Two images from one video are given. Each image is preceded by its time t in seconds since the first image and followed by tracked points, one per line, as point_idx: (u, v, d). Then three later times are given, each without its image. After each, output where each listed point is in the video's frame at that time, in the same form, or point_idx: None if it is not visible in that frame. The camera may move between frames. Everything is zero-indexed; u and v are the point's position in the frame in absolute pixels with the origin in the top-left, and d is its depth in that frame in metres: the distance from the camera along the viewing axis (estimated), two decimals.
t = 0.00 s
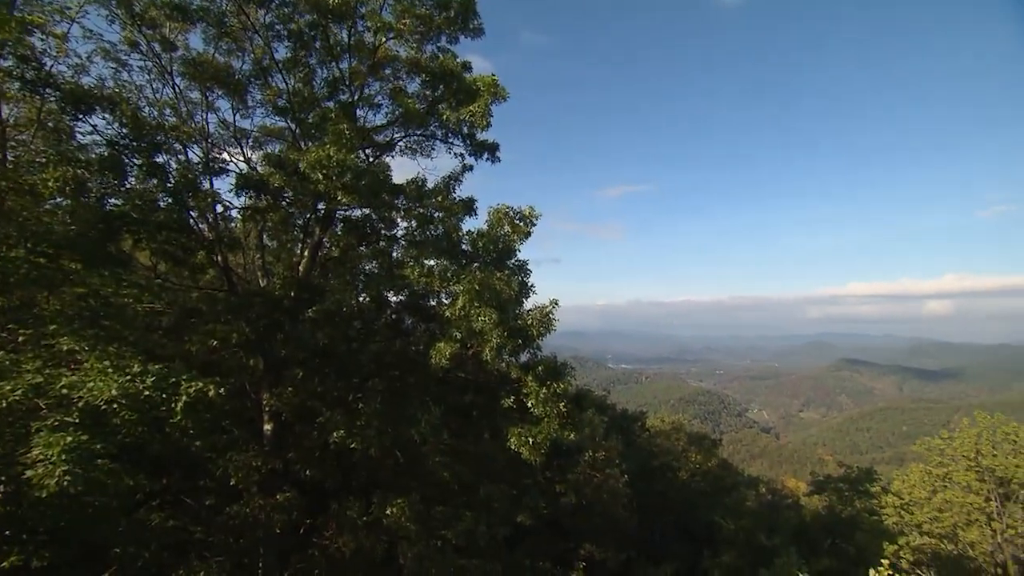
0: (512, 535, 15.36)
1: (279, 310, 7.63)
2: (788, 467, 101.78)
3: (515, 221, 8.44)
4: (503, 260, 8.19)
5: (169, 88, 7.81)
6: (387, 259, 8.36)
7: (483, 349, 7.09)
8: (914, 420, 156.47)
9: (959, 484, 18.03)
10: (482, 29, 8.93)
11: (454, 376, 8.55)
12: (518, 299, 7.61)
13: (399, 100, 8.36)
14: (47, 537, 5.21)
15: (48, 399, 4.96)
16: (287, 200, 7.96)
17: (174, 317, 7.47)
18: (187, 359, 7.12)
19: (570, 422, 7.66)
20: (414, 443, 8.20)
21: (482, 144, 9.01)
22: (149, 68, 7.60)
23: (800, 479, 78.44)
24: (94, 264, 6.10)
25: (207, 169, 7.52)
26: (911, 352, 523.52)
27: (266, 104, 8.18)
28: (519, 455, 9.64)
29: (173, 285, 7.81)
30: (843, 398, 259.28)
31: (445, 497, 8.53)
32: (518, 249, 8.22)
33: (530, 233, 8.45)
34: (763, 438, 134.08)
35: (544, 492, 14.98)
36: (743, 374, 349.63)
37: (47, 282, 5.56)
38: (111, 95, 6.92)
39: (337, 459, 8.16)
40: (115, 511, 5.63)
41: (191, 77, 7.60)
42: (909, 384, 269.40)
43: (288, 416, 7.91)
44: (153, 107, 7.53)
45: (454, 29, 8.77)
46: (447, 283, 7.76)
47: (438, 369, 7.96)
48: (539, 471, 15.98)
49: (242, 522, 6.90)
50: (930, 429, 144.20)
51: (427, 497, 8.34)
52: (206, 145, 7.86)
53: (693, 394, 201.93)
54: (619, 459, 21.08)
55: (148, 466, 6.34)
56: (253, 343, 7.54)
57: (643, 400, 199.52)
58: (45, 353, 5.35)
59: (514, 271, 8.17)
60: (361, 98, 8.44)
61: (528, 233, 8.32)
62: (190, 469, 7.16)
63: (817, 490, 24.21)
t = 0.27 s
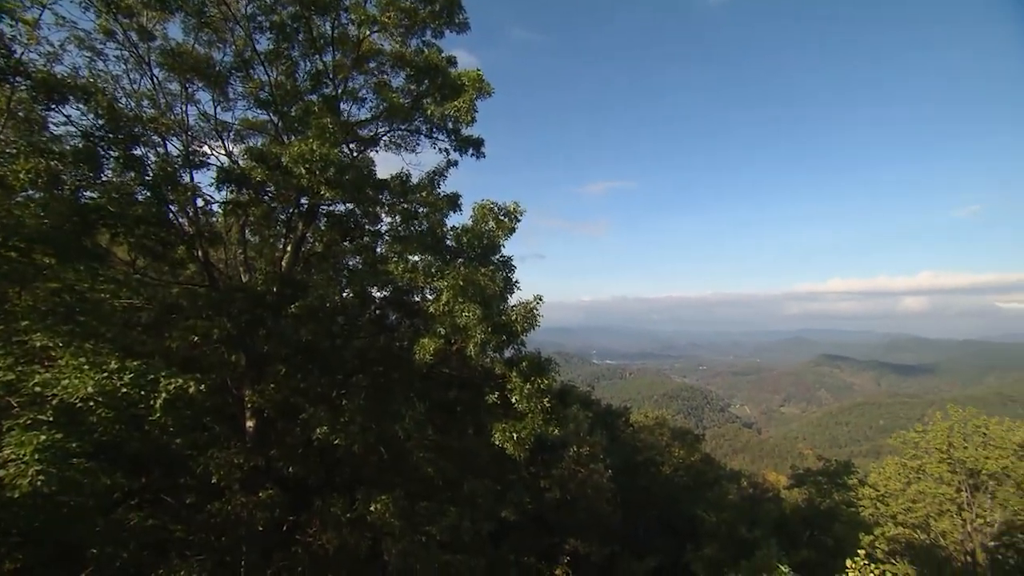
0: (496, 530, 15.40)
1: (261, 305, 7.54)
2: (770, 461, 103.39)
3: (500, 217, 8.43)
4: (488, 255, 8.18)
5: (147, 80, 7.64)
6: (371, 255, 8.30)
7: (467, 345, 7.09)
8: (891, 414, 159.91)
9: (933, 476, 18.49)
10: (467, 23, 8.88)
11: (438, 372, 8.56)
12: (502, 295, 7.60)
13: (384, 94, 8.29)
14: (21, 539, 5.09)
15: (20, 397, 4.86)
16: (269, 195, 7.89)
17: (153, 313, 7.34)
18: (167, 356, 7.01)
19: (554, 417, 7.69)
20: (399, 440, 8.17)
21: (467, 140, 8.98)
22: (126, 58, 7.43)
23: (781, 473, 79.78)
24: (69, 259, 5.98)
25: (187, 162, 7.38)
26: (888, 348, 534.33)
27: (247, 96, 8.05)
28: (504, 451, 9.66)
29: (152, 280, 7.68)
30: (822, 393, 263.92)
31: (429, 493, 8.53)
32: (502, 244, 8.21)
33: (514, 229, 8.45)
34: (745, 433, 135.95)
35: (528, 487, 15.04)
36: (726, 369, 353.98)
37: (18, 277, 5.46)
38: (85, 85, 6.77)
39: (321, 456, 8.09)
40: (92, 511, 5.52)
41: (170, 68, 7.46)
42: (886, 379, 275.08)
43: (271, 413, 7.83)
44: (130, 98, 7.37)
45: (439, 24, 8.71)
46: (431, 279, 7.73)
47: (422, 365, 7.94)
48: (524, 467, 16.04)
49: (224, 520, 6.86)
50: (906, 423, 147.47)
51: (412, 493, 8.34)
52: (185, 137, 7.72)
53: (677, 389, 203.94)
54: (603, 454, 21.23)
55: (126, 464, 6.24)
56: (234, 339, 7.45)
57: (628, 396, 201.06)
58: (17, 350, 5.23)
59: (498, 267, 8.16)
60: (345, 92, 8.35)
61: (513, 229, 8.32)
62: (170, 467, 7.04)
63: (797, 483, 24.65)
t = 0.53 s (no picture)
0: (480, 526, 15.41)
1: (242, 301, 7.46)
2: (751, 456, 104.93)
3: (484, 212, 8.40)
4: (472, 251, 8.16)
5: (124, 70, 7.47)
6: (355, 250, 8.23)
7: (451, 341, 7.09)
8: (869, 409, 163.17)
9: (907, 468, 18.93)
10: (452, 18, 8.81)
11: (423, 368, 8.54)
12: (486, 291, 7.59)
13: (368, 88, 8.20)
14: None
15: None
16: (251, 188, 7.70)
17: (131, 309, 7.19)
18: (146, 353, 6.88)
19: (538, 413, 7.70)
20: (383, 436, 8.13)
21: (452, 135, 8.93)
22: (101, 47, 7.25)
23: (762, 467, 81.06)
24: (42, 254, 5.86)
25: (167, 155, 7.24)
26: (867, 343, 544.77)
27: (228, 89, 7.91)
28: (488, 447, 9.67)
29: (130, 275, 7.52)
30: (803, 388, 268.46)
31: (414, 489, 8.50)
32: (486, 240, 8.20)
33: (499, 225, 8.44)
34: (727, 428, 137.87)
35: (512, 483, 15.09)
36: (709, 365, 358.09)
37: None
38: (58, 74, 6.60)
39: (304, 453, 8.01)
40: (68, 511, 5.41)
41: (148, 59, 7.30)
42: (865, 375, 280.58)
43: (253, 410, 7.73)
44: (106, 89, 7.20)
45: (424, 18, 8.62)
46: (415, 275, 7.69)
47: (407, 360, 7.91)
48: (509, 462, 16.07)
49: (206, 520, 6.79)
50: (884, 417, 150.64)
51: (396, 489, 8.31)
52: (164, 130, 7.57)
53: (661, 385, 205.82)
54: (587, 449, 21.35)
55: (104, 463, 6.13)
56: (215, 336, 7.35)
57: (613, 391, 202.46)
58: None
59: (483, 262, 8.14)
60: (328, 86, 8.24)
61: (497, 225, 8.30)
62: (149, 465, 6.92)
63: (777, 477, 25.06)
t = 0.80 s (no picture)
0: (465, 522, 15.42)
1: (222, 297, 7.31)
2: (732, 450, 106.46)
3: (467, 209, 8.38)
4: (455, 248, 8.15)
5: (99, 60, 7.30)
6: (337, 246, 8.15)
7: (435, 337, 7.08)
8: (847, 404, 166.49)
9: (882, 461, 19.36)
10: (436, 13, 8.75)
11: (406, 365, 8.51)
12: (470, 287, 7.58)
13: (351, 83, 8.12)
14: None
15: None
16: (231, 183, 7.60)
17: (107, 305, 7.03)
18: (122, 350, 6.73)
19: (522, 410, 7.71)
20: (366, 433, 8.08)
21: (436, 131, 8.88)
22: (74, 36, 7.07)
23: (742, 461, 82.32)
24: (12, 249, 5.73)
25: (144, 148, 7.08)
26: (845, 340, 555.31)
27: (207, 81, 7.77)
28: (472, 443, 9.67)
29: (106, 271, 7.35)
30: (783, 384, 272.84)
31: (397, 486, 8.47)
32: (470, 237, 8.19)
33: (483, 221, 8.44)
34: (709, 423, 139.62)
35: (496, 479, 15.14)
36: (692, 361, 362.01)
37: None
38: (28, 63, 6.41)
39: (286, 451, 7.92)
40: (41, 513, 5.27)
41: (124, 49, 7.13)
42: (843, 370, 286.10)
43: (234, 408, 7.62)
44: (80, 79, 7.03)
45: (408, 12, 8.55)
46: (398, 271, 7.66)
47: (390, 357, 7.87)
48: (492, 459, 16.10)
49: (185, 519, 6.62)
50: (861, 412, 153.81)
51: (380, 486, 8.27)
52: (141, 122, 7.41)
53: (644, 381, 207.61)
54: (571, 445, 21.47)
55: (79, 463, 6.00)
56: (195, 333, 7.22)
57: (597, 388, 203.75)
58: None
59: (466, 259, 8.13)
60: (310, 79, 8.14)
61: (481, 222, 8.29)
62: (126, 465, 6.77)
63: (757, 471, 25.47)
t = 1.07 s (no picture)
0: (448, 519, 15.40)
1: (201, 293, 7.12)
2: (714, 446, 107.91)
3: (451, 205, 8.35)
4: (439, 244, 8.12)
5: (71, 49, 7.10)
6: (320, 242, 8.07)
7: (417, 334, 7.07)
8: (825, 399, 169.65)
9: (858, 454, 19.88)
10: (420, 8, 8.69)
11: (389, 362, 8.46)
12: (453, 284, 7.57)
13: (333, 77, 8.02)
14: None
15: None
16: (211, 177, 7.43)
17: (82, 302, 6.87)
18: (97, 347, 6.59)
19: (505, 406, 7.72)
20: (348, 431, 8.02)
21: (419, 127, 8.83)
22: (44, 24, 6.87)
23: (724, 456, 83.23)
24: None
25: (119, 141, 6.93)
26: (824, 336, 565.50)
27: (186, 73, 7.63)
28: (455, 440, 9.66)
29: (81, 267, 7.18)
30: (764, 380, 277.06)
31: (381, 484, 8.43)
32: (453, 233, 8.17)
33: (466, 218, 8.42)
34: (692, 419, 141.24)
35: (480, 475, 15.15)
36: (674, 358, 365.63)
37: None
38: None
39: (267, 449, 7.82)
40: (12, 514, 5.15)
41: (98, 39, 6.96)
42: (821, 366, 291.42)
43: (214, 406, 7.50)
44: (51, 69, 6.84)
45: (391, 6, 8.48)
46: (381, 267, 7.62)
47: (372, 354, 7.82)
48: (476, 455, 16.12)
49: (164, 520, 6.46)
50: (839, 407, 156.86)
51: (363, 484, 8.22)
52: (116, 114, 7.24)
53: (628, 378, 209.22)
54: (555, 442, 21.57)
55: (52, 463, 5.87)
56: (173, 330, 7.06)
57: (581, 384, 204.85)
58: None
59: (450, 255, 8.11)
60: (292, 73, 8.02)
61: (464, 218, 8.27)
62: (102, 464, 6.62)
63: (738, 465, 25.87)
